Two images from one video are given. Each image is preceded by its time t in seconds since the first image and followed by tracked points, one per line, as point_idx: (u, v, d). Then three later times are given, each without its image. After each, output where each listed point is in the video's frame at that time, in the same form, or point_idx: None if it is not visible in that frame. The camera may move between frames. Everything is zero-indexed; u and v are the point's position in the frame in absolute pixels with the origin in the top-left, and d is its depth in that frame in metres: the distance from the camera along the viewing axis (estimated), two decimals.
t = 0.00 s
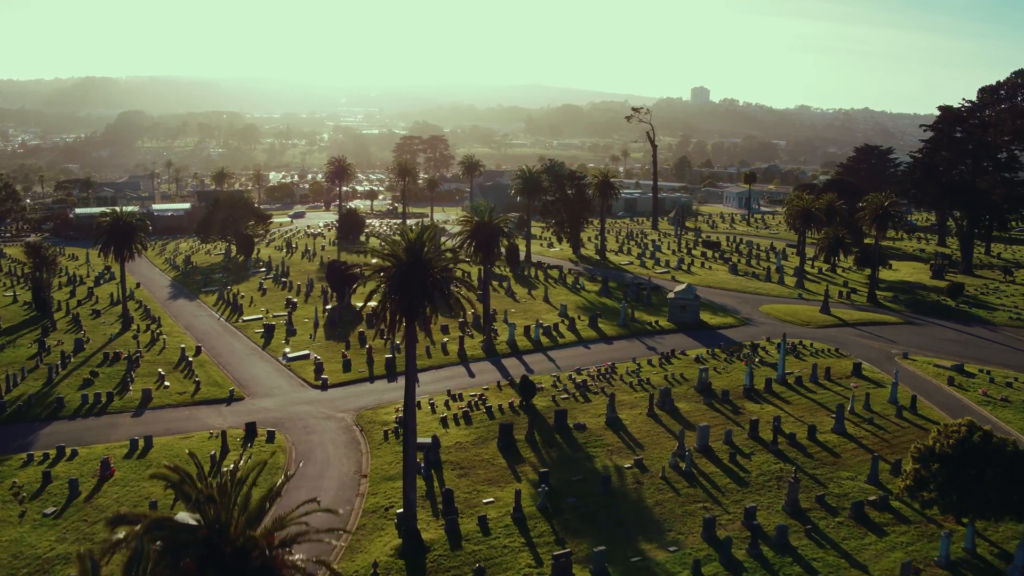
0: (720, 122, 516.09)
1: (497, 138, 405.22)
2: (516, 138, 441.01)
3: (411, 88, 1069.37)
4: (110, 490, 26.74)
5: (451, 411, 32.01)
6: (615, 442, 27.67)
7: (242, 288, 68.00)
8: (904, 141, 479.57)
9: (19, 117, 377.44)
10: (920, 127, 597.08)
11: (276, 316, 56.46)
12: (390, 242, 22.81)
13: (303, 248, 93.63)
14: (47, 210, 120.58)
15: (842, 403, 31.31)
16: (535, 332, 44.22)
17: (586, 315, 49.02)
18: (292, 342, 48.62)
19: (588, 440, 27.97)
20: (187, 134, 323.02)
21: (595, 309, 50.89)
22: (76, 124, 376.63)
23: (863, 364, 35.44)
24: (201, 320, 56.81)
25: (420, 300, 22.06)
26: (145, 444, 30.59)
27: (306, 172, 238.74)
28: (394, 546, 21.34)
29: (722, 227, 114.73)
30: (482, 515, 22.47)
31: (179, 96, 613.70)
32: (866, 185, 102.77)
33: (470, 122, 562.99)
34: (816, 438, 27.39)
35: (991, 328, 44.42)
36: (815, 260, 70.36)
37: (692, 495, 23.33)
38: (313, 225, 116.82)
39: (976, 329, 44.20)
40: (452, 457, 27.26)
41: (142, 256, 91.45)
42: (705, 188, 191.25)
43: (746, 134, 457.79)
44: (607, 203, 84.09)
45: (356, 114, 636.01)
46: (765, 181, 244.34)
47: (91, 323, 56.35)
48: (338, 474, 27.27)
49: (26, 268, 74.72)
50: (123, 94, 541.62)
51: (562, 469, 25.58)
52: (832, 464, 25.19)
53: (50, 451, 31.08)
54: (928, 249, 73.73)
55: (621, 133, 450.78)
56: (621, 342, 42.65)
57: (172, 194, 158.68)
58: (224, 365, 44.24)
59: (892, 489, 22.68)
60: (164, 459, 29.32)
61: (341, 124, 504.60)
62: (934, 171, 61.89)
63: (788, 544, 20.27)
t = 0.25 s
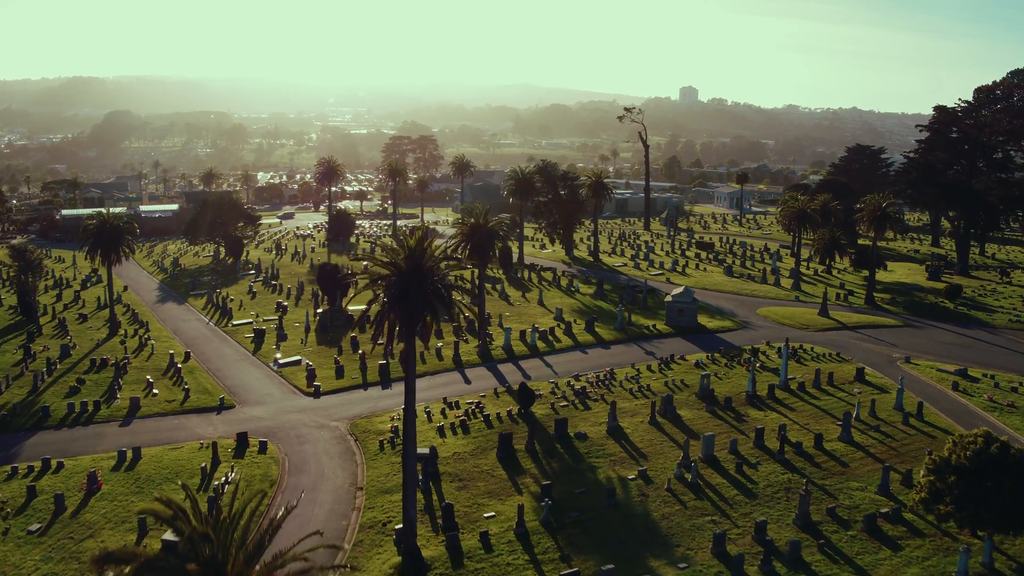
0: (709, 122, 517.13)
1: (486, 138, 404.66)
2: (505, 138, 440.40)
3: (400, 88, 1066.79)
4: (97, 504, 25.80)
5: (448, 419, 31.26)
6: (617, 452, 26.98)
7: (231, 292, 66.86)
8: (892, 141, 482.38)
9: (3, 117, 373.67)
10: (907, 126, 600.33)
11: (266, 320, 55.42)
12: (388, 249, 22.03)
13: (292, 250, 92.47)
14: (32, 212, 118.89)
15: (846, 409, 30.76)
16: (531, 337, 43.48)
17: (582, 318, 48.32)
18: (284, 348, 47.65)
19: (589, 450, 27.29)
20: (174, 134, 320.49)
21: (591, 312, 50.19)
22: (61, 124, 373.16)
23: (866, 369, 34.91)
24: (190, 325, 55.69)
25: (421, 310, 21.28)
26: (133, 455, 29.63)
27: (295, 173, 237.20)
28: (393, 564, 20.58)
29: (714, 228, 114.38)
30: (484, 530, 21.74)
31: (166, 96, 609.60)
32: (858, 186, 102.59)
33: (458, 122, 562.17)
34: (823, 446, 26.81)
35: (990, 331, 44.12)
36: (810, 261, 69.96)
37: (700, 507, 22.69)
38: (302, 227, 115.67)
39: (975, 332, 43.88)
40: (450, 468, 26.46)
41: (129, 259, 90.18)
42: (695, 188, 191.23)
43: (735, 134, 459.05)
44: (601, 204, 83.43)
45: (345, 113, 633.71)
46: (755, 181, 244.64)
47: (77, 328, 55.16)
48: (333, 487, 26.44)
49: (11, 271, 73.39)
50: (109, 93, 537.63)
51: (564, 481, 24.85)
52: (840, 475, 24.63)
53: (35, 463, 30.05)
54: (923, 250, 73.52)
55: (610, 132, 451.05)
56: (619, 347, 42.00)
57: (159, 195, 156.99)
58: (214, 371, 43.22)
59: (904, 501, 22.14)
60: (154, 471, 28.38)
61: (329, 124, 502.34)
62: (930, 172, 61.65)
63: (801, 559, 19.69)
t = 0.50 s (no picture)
0: (698, 122, 518.01)
1: (475, 138, 404.08)
2: (495, 138, 439.86)
3: (389, 88, 1064.19)
4: (85, 520, 24.85)
5: (446, 428, 30.50)
6: (621, 462, 26.33)
7: (220, 295, 65.73)
8: (879, 141, 485.20)
9: None
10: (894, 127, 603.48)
11: (256, 324, 54.40)
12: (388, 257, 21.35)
13: (282, 252, 91.33)
14: (17, 213, 117.15)
15: (852, 416, 30.21)
16: (527, 341, 42.74)
17: (578, 322, 47.67)
18: (275, 353, 46.68)
19: (592, 460, 26.60)
20: (162, 134, 318.08)
21: (588, 315, 49.49)
22: (47, 124, 369.55)
23: (870, 374, 34.40)
24: (179, 329, 54.63)
25: (424, 319, 20.59)
26: (122, 467, 28.68)
27: (284, 173, 235.80)
28: None
29: (706, 229, 114.03)
30: (487, 547, 20.99)
31: (153, 96, 605.12)
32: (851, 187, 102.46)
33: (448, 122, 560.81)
34: (831, 456, 26.25)
35: (990, 334, 43.79)
36: (806, 263, 69.55)
37: (709, 521, 22.07)
38: (292, 228, 114.51)
39: (976, 335, 43.54)
40: (449, 480, 25.73)
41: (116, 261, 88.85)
42: (686, 188, 191.04)
43: (724, 134, 460.28)
44: (594, 205, 82.79)
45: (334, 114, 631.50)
46: (744, 181, 244.77)
47: (64, 332, 53.99)
48: (328, 501, 25.66)
49: None
50: (95, 93, 533.09)
51: (567, 493, 24.15)
52: (850, 485, 24.08)
53: (20, 476, 29.05)
54: (917, 250, 73.34)
55: (600, 133, 451.56)
56: (617, 351, 41.36)
57: (147, 196, 155.41)
58: (204, 378, 42.22)
59: (918, 513, 21.58)
60: (143, 484, 27.45)
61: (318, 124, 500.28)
62: (927, 173, 61.41)
63: None
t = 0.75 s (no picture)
0: (688, 122, 518.84)
1: (464, 138, 403.28)
2: (485, 139, 439.02)
3: (378, 88, 1061.20)
4: (74, 537, 23.95)
5: (445, 437, 29.78)
6: (626, 473, 25.70)
7: (211, 298, 64.60)
8: (868, 141, 487.59)
9: None
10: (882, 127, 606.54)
11: (247, 328, 53.35)
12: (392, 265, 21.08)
13: (273, 254, 90.16)
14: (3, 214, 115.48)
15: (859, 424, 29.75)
16: (525, 346, 42.05)
17: (576, 326, 47.02)
18: (267, 358, 45.67)
19: (597, 470, 25.96)
20: (150, 134, 315.54)
21: (585, 319, 48.78)
22: (33, 123, 366.01)
23: (875, 380, 33.94)
24: (168, 334, 53.59)
25: (429, 331, 20.32)
26: (112, 480, 27.75)
27: (274, 174, 234.28)
28: None
29: (699, 229, 113.68)
30: (493, 563, 20.26)
31: (140, 95, 600.65)
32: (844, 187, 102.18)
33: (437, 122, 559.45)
34: (841, 465, 25.73)
35: (992, 337, 43.53)
36: (802, 265, 69.12)
37: (720, 535, 21.47)
38: (282, 229, 113.39)
39: (977, 338, 43.25)
40: (451, 492, 25.00)
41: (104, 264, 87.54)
42: (677, 188, 190.93)
43: (713, 134, 461.23)
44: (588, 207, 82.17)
45: (323, 114, 629.14)
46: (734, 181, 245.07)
47: (51, 338, 52.82)
48: (326, 514, 24.90)
49: None
50: (82, 92, 528.64)
51: (573, 506, 23.48)
52: (862, 496, 23.56)
53: (6, 490, 28.06)
54: (913, 251, 73.16)
55: (589, 133, 451.79)
56: (617, 356, 40.69)
57: (135, 197, 153.74)
58: (195, 384, 41.25)
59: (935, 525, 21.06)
60: (134, 497, 26.55)
61: (307, 124, 497.98)
62: (924, 173, 61.23)
63: None
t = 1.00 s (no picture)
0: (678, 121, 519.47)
1: (454, 137, 402.15)
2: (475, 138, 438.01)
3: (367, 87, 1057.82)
4: (64, 554, 23.10)
5: (445, 445, 29.08)
6: (633, 483, 25.08)
7: (201, 301, 63.47)
8: (857, 140, 489.62)
9: None
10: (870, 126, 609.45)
11: (239, 332, 52.33)
12: (399, 273, 20.70)
13: (263, 255, 88.98)
14: None
15: (867, 431, 29.30)
16: (523, 350, 41.37)
17: (574, 329, 46.40)
18: (260, 362, 44.71)
19: (603, 480, 25.33)
20: (137, 133, 312.90)
21: (583, 322, 48.09)
22: (19, 123, 362.35)
23: (880, 385, 33.57)
24: (159, 338, 52.51)
25: (437, 343, 19.98)
26: (102, 492, 26.86)
27: (263, 174, 232.57)
28: None
29: (692, 229, 113.31)
30: None
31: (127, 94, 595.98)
32: (838, 186, 102.11)
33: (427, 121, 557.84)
34: (852, 473, 25.26)
35: (993, 338, 43.31)
36: (799, 265, 68.69)
37: (733, 548, 20.90)
38: (273, 230, 112.22)
39: (979, 340, 43.03)
40: (453, 504, 24.30)
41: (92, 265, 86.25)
42: (669, 187, 190.76)
43: (703, 133, 461.98)
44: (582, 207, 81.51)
45: (313, 113, 626.28)
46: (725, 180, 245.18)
47: (38, 342, 51.66)
48: (325, 528, 24.14)
49: None
50: (68, 91, 523.99)
51: (581, 518, 22.85)
52: (876, 506, 23.06)
53: None
54: (908, 251, 73.03)
55: (579, 132, 451.53)
56: (617, 360, 40.08)
57: (123, 198, 152.03)
58: (187, 391, 40.24)
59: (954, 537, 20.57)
60: (126, 511, 25.71)
61: (296, 123, 495.38)
62: (921, 173, 61.18)
63: None
